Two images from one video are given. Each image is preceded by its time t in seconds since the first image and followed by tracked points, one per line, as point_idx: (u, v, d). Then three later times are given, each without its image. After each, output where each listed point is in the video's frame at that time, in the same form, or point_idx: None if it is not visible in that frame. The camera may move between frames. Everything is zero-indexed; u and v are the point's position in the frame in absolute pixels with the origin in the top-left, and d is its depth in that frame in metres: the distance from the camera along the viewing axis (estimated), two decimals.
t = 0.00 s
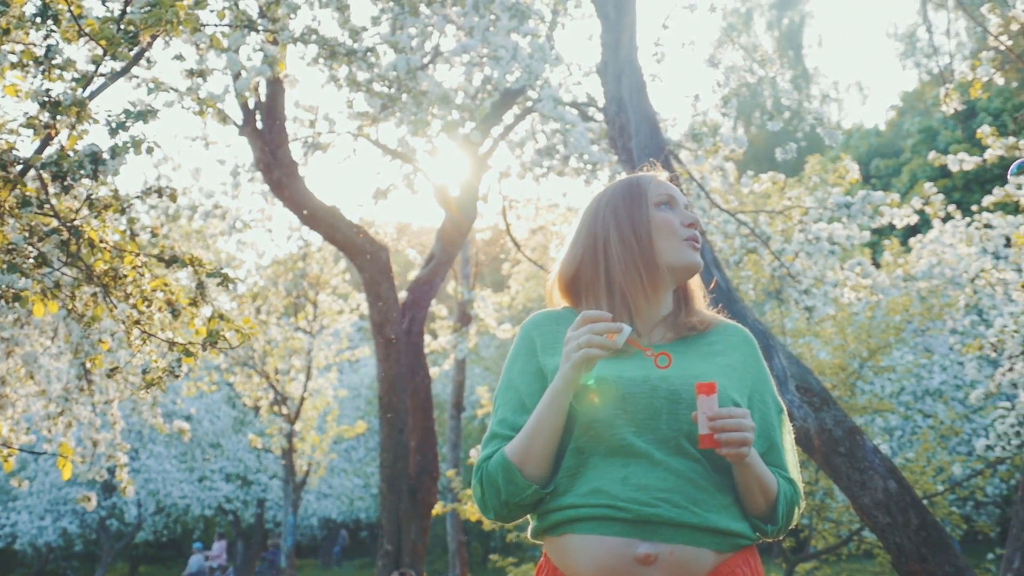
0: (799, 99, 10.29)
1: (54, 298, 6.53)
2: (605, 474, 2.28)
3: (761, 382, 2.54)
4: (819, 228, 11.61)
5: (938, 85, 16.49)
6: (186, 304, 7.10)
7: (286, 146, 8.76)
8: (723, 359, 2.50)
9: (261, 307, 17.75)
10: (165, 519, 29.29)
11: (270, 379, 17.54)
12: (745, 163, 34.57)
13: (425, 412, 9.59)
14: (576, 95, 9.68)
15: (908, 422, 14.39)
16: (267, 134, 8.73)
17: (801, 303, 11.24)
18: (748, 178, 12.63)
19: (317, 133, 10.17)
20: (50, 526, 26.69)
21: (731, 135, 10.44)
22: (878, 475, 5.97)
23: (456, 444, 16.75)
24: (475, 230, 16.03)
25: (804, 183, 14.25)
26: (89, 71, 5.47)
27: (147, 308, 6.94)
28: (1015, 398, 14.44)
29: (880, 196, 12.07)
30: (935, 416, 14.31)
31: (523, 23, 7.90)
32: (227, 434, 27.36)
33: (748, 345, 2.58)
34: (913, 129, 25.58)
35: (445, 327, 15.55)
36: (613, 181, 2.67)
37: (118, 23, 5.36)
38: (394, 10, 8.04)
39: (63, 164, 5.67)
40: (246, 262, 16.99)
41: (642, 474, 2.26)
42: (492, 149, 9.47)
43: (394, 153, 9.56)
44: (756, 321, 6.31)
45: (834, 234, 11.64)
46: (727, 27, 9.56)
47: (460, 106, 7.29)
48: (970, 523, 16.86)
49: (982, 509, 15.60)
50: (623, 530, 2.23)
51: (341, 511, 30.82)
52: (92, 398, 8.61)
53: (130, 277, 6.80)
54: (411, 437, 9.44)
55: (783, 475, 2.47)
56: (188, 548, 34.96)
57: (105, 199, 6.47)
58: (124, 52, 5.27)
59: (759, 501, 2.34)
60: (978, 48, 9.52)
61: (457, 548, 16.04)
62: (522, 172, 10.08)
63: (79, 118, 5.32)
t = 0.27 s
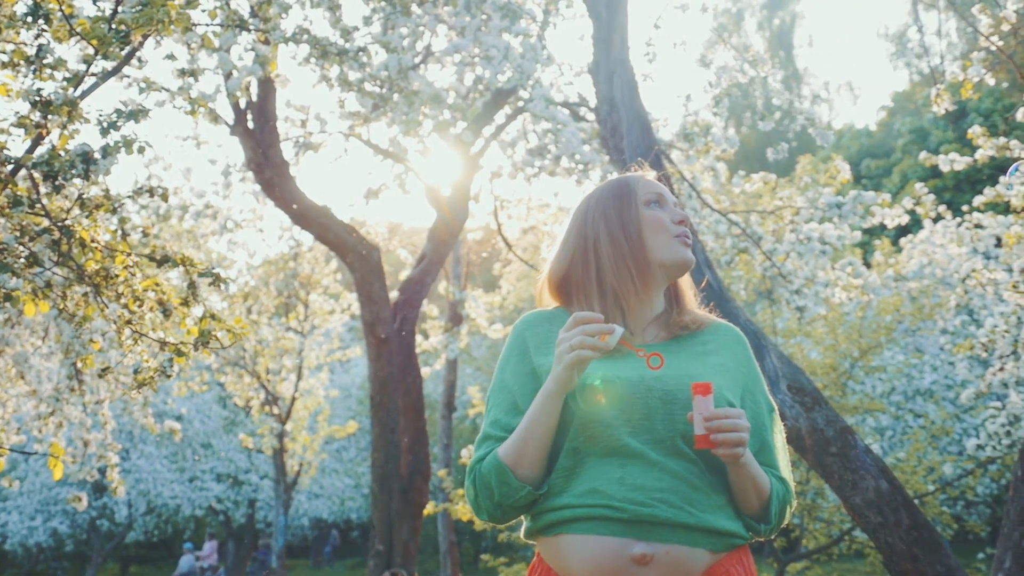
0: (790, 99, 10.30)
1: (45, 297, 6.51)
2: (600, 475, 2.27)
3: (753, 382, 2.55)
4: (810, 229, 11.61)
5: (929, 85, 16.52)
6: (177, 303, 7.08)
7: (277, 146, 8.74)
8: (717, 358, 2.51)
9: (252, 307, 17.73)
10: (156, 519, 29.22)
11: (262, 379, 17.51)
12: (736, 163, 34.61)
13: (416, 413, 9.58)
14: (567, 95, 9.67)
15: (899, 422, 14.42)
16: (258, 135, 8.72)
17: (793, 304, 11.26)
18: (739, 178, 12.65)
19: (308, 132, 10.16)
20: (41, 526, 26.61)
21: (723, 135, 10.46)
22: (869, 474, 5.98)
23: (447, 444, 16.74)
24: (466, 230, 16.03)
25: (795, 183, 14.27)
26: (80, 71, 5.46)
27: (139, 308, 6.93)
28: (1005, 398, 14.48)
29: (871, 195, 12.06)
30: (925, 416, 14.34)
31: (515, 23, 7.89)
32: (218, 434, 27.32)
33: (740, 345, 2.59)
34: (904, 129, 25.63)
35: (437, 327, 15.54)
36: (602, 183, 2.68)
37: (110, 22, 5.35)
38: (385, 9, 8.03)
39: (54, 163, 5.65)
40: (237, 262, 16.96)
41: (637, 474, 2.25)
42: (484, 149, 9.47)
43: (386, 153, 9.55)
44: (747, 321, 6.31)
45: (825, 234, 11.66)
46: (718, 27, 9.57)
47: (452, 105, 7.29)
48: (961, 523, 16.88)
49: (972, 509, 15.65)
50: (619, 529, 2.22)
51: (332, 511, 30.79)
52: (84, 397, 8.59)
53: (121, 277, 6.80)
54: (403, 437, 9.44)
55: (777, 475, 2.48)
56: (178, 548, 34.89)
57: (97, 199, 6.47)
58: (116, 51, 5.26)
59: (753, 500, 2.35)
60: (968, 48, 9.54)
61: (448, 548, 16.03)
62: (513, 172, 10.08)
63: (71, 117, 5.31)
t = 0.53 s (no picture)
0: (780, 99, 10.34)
1: (35, 297, 6.50)
2: (595, 474, 2.27)
3: (745, 381, 2.56)
4: (800, 229, 11.62)
5: (919, 85, 16.56)
6: (167, 303, 7.07)
7: (268, 146, 8.72)
8: (709, 358, 2.51)
9: (242, 307, 17.69)
10: (145, 519, 29.15)
11: (251, 379, 17.47)
12: (727, 163, 34.63)
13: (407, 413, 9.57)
14: (558, 95, 9.66)
15: (889, 422, 14.46)
16: (249, 134, 8.69)
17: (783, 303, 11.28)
18: (729, 179, 12.67)
19: (298, 132, 10.14)
20: (30, 527, 26.53)
21: (713, 135, 10.48)
22: (860, 474, 5.99)
23: (437, 444, 16.72)
24: (457, 230, 16.02)
25: (785, 183, 14.29)
26: (70, 70, 5.44)
27: (129, 308, 6.92)
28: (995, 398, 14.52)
29: (861, 196, 12.15)
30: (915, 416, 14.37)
31: (505, 23, 7.89)
32: (207, 434, 27.26)
33: (732, 345, 2.59)
34: (894, 129, 25.69)
35: (427, 327, 15.53)
36: (591, 182, 2.68)
37: (100, 21, 5.33)
38: (376, 9, 8.02)
39: (45, 163, 5.63)
40: (227, 262, 16.93)
41: (633, 474, 2.26)
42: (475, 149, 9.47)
43: (376, 153, 9.54)
44: (738, 321, 6.31)
45: (815, 234, 11.68)
46: (708, 27, 9.58)
47: (443, 105, 7.29)
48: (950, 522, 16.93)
49: (962, 509, 15.68)
50: (614, 529, 2.22)
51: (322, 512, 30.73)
52: (73, 397, 8.57)
53: (111, 277, 6.78)
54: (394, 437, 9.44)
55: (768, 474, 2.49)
56: (168, 548, 34.80)
57: (87, 198, 6.45)
58: (106, 50, 5.25)
59: (746, 500, 2.35)
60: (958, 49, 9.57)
61: (438, 548, 16.02)
62: (504, 172, 10.08)
63: (61, 116, 5.29)
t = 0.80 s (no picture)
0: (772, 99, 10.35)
1: (27, 297, 6.48)
2: (591, 474, 2.28)
3: (738, 381, 2.56)
4: (792, 228, 11.64)
5: (910, 85, 16.59)
6: (159, 303, 7.05)
7: (260, 145, 8.70)
8: (703, 357, 2.52)
9: (233, 307, 17.66)
10: (137, 519, 29.09)
11: (243, 379, 17.45)
12: (719, 163, 34.65)
13: (400, 412, 9.56)
14: (550, 95, 9.66)
15: (880, 422, 14.48)
16: (240, 134, 8.68)
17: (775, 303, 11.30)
18: (721, 179, 12.69)
19: (290, 132, 10.12)
20: (20, 527, 26.46)
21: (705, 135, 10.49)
22: (852, 473, 6.00)
23: (429, 443, 16.70)
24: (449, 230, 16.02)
25: (777, 183, 14.31)
26: (62, 69, 5.43)
27: (122, 308, 6.92)
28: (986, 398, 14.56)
29: (853, 196, 12.18)
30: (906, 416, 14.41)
31: (498, 22, 7.89)
32: (199, 434, 27.22)
33: (725, 344, 2.60)
34: (886, 129, 25.74)
35: (419, 327, 15.52)
36: (583, 181, 2.68)
37: (92, 20, 5.32)
38: (368, 8, 8.02)
39: (37, 162, 5.62)
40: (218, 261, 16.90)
41: (628, 473, 2.26)
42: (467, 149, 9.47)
43: (368, 152, 9.54)
44: (730, 321, 6.32)
45: (807, 234, 11.70)
46: (699, 27, 9.59)
47: (435, 105, 7.28)
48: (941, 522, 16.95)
49: (953, 509, 15.72)
50: (611, 528, 2.23)
51: (314, 512, 30.70)
52: (64, 397, 8.55)
53: (104, 276, 6.77)
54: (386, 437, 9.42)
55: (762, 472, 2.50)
56: (158, 548, 34.74)
57: (79, 198, 6.44)
58: (98, 49, 5.24)
59: (740, 499, 2.36)
60: (949, 49, 9.60)
61: (430, 548, 16.02)
62: (496, 172, 10.08)
63: (53, 116, 5.28)
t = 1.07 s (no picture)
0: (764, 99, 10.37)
1: (18, 296, 6.47)
2: (585, 473, 2.27)
3: (730, 379, 2.57)
4: (784, 228, 11.65)
5: (901, 85, 16.62)
6: (151, 302, 7.04)
7: (251, 144, 8.69)
8: (696, 356, 2.52)
9: (224, 306, 17.63)
10: (127, 519, 29.02)
11: (234, 379, 17.42)
12: (710, 163, 34.69)
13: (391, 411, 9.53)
14: (542, 95, 9.65)
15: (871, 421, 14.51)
16: (232, 133, 8.66)
17: (767, 303, 11.31)
18: (713, 179, 12.71)
19: (282, 131, 10.11)
20: (11, 527, 26.38)
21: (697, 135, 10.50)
22: (844, 472, 6.01)
23: (420, 443, 16.68)
24: (440, 230, 16.01)
25: (768, 183, 14.33)
26: (54, 68, 5.41)
27: (114, 307, 6.93)
28: (976, 397, 14.59)
29: (845, 196, 12.21)
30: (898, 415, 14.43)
31: (491, 22, 7.89)
32: (190, 434, 27.17)
33: (717, 344, 2.60)
34: (877, 129, 25.79)
35: (410, 327, 15.50)
36: (575, 181, 2.68)
37: (84, 18, 5.30)
38: (360, 7, 8.01)
39: (29, 160, 5.60)
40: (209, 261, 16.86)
41: (624, 472, 2.26)
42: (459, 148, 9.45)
43: (360, 152, 9.53)
44: (723, 321, 6.32)
45: (799, 233, 11.72)
46: (691, 27, 9.60)
47: (427, 104, 7.28)
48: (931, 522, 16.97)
49: (943, 509, 15.75)
50: (607, 527, 2.23)
51: (305, 512, 30.65)
52: (55, 397, 8.52)
53: (96, 275, 6.78)
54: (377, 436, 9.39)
55: (754, 471, 2.50)
56: (149, 548, 34.67)
57: (71, 197, 6.44)
58: (90, 47, 5.23)
59: (733, 499, 2.36)
60: (940, 50, 9.62)
61: (421, 548, 16.00)
62: (487, 172, 10.07)
63: (44, 114, 5.26)
